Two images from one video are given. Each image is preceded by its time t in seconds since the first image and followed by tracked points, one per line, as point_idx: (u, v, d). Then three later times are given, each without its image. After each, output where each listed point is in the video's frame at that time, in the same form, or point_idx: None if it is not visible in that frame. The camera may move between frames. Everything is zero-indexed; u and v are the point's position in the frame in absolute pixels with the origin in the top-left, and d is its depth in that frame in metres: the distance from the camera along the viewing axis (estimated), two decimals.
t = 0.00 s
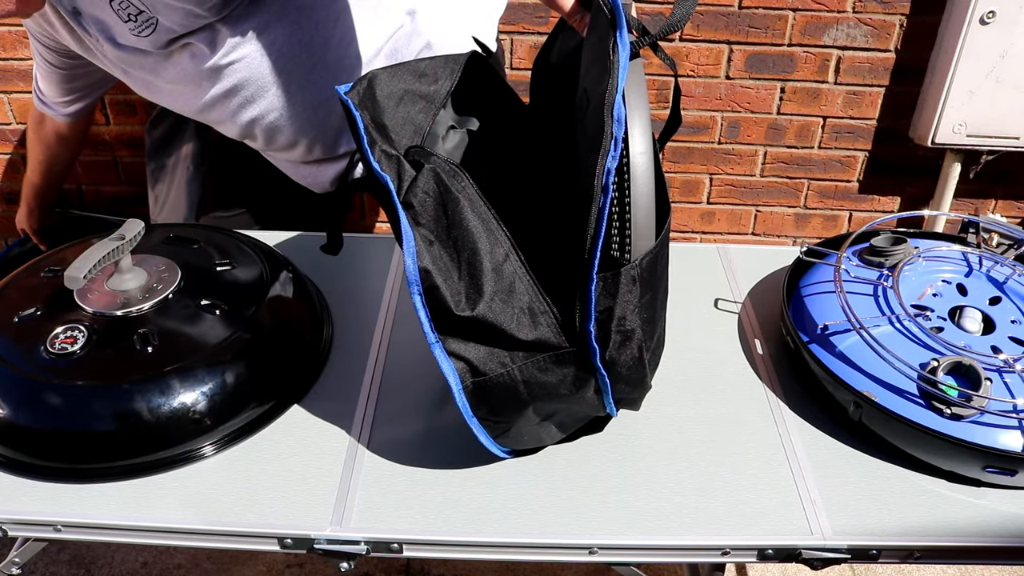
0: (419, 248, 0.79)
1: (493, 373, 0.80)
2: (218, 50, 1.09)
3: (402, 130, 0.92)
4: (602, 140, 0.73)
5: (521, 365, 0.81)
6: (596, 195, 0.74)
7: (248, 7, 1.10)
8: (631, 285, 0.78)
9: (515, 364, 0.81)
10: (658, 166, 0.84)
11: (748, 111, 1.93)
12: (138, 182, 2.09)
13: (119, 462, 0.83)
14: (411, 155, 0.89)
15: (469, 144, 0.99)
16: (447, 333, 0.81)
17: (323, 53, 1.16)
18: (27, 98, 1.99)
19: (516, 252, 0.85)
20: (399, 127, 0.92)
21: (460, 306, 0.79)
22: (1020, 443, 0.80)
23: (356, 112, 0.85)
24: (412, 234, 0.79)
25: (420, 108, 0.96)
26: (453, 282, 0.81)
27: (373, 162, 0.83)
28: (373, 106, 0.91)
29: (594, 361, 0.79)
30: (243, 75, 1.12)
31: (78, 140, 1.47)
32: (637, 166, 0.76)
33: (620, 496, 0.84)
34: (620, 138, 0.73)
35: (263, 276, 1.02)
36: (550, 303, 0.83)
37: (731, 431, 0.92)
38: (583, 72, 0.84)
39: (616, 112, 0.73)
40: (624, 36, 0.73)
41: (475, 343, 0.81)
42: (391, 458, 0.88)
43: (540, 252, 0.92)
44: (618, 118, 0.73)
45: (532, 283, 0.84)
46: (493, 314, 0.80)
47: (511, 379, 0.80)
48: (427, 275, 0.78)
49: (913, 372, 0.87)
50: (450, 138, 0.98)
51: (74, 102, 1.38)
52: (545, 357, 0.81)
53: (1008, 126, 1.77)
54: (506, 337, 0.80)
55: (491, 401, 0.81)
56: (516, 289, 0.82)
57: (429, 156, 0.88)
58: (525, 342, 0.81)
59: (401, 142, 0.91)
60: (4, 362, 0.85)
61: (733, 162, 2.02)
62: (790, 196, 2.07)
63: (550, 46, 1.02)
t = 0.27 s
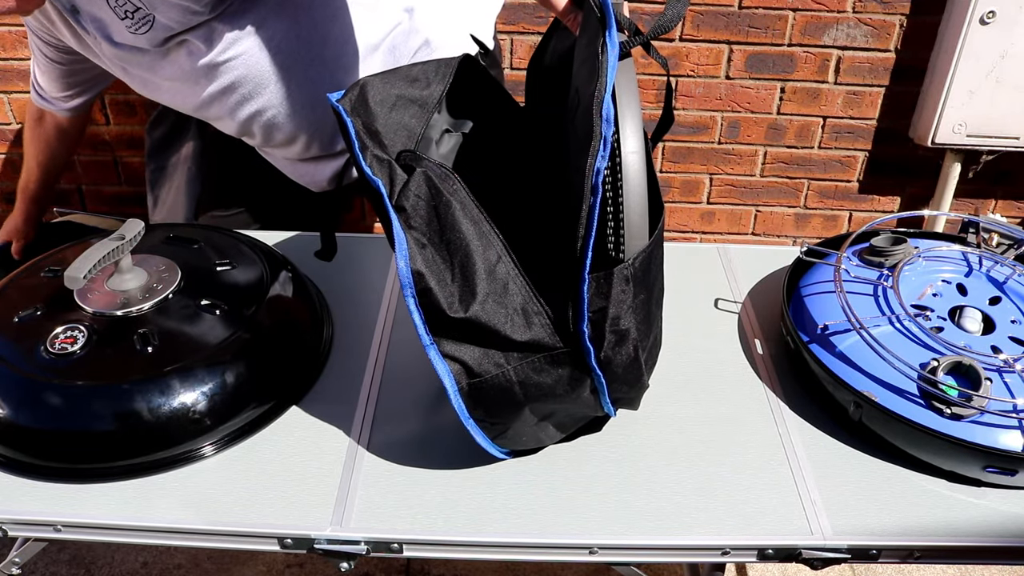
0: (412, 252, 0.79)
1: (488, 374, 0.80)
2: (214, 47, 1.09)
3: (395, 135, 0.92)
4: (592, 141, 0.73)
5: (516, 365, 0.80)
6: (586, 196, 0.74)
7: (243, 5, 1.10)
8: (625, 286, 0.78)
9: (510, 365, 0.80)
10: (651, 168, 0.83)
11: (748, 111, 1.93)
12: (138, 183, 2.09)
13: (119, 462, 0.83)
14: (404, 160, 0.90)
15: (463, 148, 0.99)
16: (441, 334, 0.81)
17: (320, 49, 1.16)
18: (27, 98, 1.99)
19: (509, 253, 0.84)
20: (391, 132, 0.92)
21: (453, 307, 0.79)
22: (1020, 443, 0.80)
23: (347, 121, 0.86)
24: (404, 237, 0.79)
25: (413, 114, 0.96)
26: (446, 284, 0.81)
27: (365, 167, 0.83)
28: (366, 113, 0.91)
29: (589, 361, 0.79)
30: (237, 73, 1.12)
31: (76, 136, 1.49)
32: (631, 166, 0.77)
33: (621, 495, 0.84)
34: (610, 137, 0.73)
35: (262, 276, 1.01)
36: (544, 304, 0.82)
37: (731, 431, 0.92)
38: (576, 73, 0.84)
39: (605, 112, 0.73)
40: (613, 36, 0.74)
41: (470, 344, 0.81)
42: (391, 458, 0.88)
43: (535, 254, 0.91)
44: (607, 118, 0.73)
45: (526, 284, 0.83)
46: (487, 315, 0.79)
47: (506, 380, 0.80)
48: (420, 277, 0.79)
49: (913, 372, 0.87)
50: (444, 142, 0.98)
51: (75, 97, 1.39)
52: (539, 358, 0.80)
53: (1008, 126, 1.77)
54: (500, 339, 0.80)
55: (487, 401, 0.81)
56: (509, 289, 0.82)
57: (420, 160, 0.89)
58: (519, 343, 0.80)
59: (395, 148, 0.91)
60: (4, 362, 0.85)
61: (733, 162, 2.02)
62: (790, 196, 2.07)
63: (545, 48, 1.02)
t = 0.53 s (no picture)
0: (418, 253, 0.79)
1: (493, 377, 0.80)
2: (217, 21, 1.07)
3: (395, 136, 0.92)
4: (600, 145, 0.73)
5: (521, 369, 0.81)
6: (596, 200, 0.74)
7: None
8: (631, 289, 0.78)
9: (515, 368, 0.81)
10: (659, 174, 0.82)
11: (747, 111, 1.93)
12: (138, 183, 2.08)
13: (119, 462, 0.83)
14: (407, 161, 0.90)
15: (463, 148, 1.00)
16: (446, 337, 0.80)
17: (325, 34, 1.14)
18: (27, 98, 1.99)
19: (514, 258, 0.84)
20: (393, 133, 0.92)
21: (459, 310, 0.79)
22: (1020, 443, 0.80)
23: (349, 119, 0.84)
24: (410, 239, 0.79)
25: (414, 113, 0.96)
26: (452, 287, 0.80)
27: (370, 167, 0.82)
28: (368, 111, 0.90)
29: (594, 366, 0.79)
30: (237, 52, 1.10)
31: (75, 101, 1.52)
32: (638, 169, 0.77)
33: (621, 496, 0.84)
34: (618, 142, 0.73)
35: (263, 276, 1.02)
36: (549, 307, 0.83)
37: (732, 432, 0.92)
38: (582, 74, 0.84)
39: (613, 116, 0.73)
40: (620, 37, 0.73)
41: (474, 346, 0.81)
42: (392, 457, 0.88)
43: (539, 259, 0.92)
44: (613, 122, 0.73)
45: (530, 287, 0.83)
46: (493, 318, 0.79)
47: (511, 383, 0.80)
48: (426, 280, 0.78)
49: (913, 372, 0.87)
50: (446, 141, 0.99)
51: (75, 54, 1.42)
52: (544, 362, 0.81)
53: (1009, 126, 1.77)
54: (506, 342, 0.80)
55: (491, 404, 0.81)
56: (515, 292, 0.82)
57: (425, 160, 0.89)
58: (525, 347, 0.80)
59: (396, 149, 0.92)
60: (4, 362, 0.85)
61: (733, 162, 2.01)
62: (790, 197, 2.07)
63: (549, 46, 1.02)
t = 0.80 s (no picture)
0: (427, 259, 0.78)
1: (497, 384, 0.80)
2: None
3: (398, 134, 0.91)
4: (606, 156, 0.73)
5: (526, 376, 0.81)
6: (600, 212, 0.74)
7: None
8: (637, 303, 0.78)
9: (519, 375, 0.81)
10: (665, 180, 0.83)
11: (747, 111, 1.93)
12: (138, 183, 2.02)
13: (119, 461, 0.83)
14: (417, 163, 0.88)
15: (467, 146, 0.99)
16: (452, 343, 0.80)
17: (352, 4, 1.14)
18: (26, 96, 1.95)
19: (521, 266, 0.85)
20: (396, 131, 0.91)
21: (466, 318, 0.79)
22: (1020, 443, 0.80)
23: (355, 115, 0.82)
24: (419, 243, 0.78)
25: (417, 111, 0.95)
26: (459, 293, 0.80)
27: (380, 168, 0.80)
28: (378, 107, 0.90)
29: (598, 377, 0.79)
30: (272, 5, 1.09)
31: None
32: (643, 180, 0.76)
33: (621, 496, 0.84)
34: (623, 154, 0.72)
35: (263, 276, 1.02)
36: (555, 316, 0.84)
37: (732, 432, 0.92)
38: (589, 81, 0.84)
39: (619, 127, 0.72)
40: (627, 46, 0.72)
41: (479, 353, 0.81)
42: (392, 457, 0.88)
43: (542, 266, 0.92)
44: (620, 133, 0.72)
45: (537, 296, 0.84)
46: (499, 326, 0.79)
47: (515, 391, 0.80)
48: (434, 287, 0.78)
49: (913, 372, 0.87)
50: (448, 139, 0.98)
51: None
52: (549, 370, 0.81)
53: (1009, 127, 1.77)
54: (510, 350, 0.80)
55: (494, 410, 0.81)
56: (521, 301, 0.83)
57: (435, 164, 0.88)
58: (530, 355, 0.80)
59: (400, 147, 0.90)
60: (4, 362, 0.85)
61: (733, 162, 2.01)
62: (790, 197, 2.07)
63: (555, 47, 1.02)
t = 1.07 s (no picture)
0: (424, 264, 0.79)
1: (493, 389, 0.81)
2: None
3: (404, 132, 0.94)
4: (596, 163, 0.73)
5: (523, 383, 0.80)
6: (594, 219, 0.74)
7: None
8: (636, 311, 0.78)
9: (516, 381, 0.81)
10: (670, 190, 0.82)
11: (748, 111, 1.93)
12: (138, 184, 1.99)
13: (118, 462, 0.83)
14: (417, 166, 0.89)
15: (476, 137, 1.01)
16: (449, 349, 0.81)
17: None
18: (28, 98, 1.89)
19: (522, 272, 0.83)
20: (404, 128, 0.94)
21: (463, 324, 0.79)
22: (1020, 443, 0.80)
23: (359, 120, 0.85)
24: (416, 249, 0.79)
25: (426, 106, 0.97)
26: (456, 299, 0.80)
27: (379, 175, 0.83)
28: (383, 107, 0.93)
29: (594, 383, 0.79)
30: None
31: None
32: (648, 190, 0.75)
33: (621, 496, 0.84)
34: (614, 161, 0.72)
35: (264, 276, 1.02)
36: (554, 322, 0.82)
37: (733, 432, 0.92)
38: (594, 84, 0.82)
39: (612, 133, 0.72)
40: (629, 53, 0.71)
41: (476, 358, 0.81)
42: (392, 458, 0.88)
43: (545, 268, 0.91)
44: (612, 140, 0.72)
45: (536, 302, 0.83)
46: (496, 333, 0.79)
47: (512, 397, 0.80)
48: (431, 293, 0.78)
49: (913, 372, 0.87)
50: (458, 133, 1.00)
51: None
52: (546, 376, 0.81)
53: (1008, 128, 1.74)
54: (507, 357, 0.80)
55: (491, 415, 0.81)
56: (519, 307, 0.82)
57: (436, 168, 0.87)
58: (526, 362, 0.80)
59: (406, 144, 0.94)
60: (4, 362, 0.85)
61: (733, 162, 2.01)
62: (791, 197, 2.07)
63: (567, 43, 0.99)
